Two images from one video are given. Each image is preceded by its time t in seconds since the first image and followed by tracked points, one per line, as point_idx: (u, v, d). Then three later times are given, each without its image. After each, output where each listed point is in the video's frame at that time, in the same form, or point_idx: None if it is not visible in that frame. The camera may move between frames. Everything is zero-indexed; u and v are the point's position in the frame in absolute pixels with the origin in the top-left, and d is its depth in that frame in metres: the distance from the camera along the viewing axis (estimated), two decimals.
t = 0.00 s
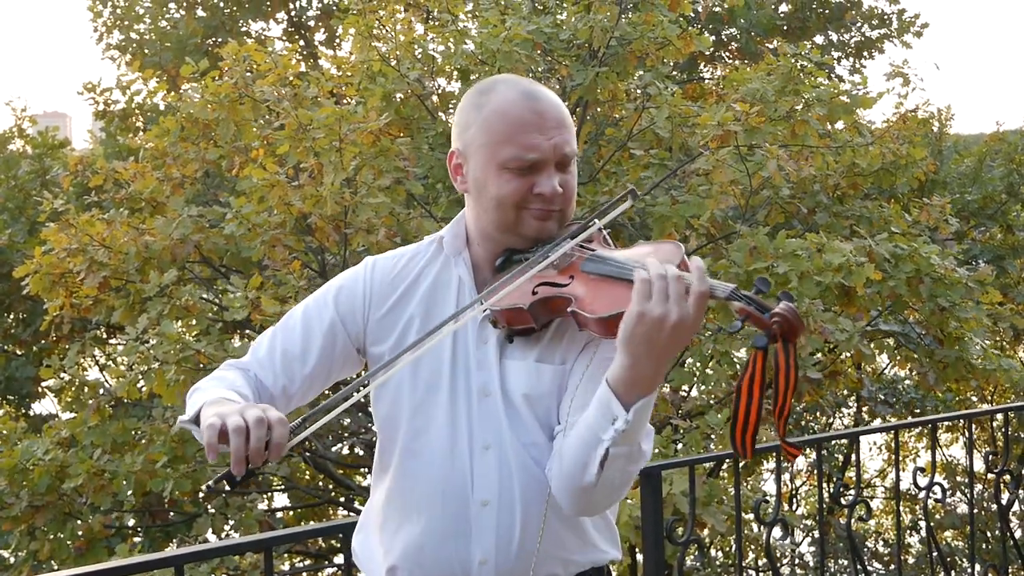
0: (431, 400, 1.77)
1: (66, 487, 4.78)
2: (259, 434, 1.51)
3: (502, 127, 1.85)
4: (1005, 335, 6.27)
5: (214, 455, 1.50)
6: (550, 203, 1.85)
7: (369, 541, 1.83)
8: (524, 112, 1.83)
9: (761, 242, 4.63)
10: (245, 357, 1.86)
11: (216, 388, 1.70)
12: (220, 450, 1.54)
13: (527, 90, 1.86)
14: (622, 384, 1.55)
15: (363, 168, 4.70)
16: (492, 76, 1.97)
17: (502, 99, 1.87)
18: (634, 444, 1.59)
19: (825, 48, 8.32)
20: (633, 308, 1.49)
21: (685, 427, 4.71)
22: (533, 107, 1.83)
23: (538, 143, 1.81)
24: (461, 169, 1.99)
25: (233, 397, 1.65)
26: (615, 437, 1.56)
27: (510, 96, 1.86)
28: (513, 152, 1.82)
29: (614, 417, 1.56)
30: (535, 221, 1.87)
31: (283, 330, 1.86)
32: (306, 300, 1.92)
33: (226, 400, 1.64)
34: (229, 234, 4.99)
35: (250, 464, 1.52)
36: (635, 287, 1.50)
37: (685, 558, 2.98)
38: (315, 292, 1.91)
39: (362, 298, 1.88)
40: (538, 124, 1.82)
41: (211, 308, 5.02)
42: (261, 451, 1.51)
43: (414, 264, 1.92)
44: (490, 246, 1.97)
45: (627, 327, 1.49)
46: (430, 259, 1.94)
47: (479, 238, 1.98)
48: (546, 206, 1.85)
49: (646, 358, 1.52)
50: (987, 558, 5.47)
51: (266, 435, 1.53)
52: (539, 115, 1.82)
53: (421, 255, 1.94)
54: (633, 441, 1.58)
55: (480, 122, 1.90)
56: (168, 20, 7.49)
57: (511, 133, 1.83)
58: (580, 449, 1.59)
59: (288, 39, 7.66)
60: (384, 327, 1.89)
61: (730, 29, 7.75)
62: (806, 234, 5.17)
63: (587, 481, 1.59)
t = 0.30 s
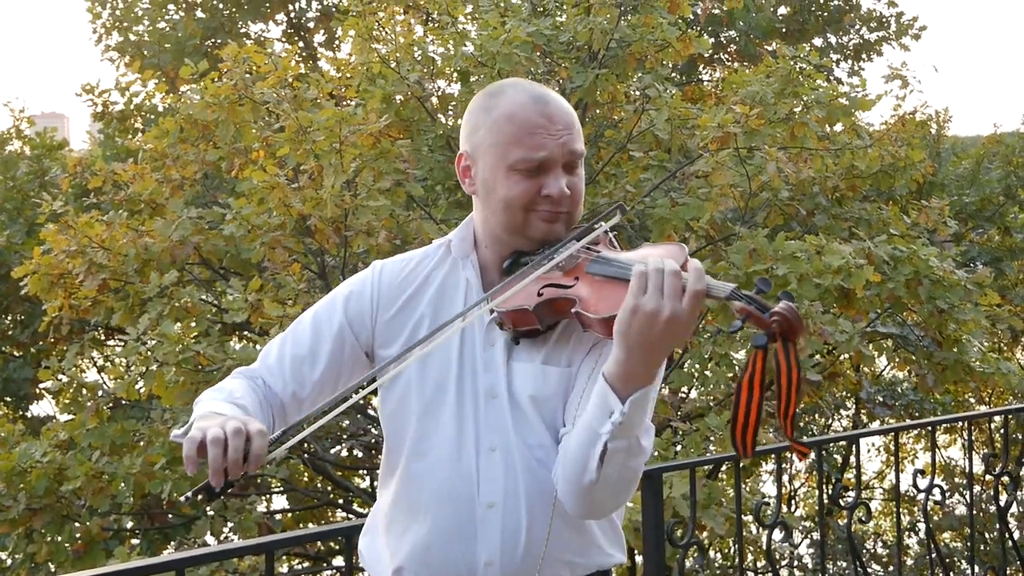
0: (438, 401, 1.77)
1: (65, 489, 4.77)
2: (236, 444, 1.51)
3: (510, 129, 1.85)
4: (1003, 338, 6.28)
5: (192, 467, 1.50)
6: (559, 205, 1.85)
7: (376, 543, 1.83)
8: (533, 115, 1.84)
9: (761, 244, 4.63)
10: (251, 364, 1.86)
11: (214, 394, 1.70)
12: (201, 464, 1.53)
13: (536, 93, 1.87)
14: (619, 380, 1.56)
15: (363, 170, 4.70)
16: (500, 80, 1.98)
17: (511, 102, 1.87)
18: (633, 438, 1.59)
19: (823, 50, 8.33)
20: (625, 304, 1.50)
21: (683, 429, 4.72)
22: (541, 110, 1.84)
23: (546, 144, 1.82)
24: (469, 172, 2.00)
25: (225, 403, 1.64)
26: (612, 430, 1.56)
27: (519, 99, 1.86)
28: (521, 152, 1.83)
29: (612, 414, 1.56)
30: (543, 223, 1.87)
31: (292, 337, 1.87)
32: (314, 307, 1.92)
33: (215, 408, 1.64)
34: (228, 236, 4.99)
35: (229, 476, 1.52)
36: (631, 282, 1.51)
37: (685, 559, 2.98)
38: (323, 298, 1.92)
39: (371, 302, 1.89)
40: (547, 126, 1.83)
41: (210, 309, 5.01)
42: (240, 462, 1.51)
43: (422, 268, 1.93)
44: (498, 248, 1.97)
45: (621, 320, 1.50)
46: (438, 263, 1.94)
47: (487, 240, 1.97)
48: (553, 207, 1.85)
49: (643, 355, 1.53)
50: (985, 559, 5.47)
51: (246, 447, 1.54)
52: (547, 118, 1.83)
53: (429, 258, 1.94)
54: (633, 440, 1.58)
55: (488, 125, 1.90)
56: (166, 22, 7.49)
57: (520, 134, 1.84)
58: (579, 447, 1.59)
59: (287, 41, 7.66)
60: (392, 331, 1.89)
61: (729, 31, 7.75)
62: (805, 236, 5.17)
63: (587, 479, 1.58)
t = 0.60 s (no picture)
0: (438, 405, 1.77)
1: (59, 493, 4.75)
2: (208, 462, 1.51)
3: (510, 134, 1.85)
4: (998, 341, 6.28)
5: (168, 488, 1.51)
6: (558, 211, 1.84)
7: (374, 545, 1.83)
8: (533, 120, 1.83)
9: (757, 248, 4.62)
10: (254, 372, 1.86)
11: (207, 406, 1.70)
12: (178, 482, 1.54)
13: (537, 98, 1.86)
14: (616, 390, 1.56)
15: (359, 173, 4.70)
16: (501, 83, 1.97)
17: (512, 106, 1.87)
18: (629, 448, 1.58)
19: (819, 54, 8.34)
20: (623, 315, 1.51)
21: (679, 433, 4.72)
22: (542, 115, 1.84)
23: (545, 150, 1.81)
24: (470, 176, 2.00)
25: (212, 418, 1.65)
26: (608, 441, 1.56)
27: (520, 104, 1.86)
28: (521, 158, 1.83)
29: (608, 424, 1.56)
30: (542, 229, 1.86)
31: (293, 343, 1.87)
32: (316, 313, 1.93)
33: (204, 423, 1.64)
34: (224, 239, 4.98)
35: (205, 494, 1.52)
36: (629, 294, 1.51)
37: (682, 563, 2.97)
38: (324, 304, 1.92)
39: (371, 306, 1.88)
40: (546, 132, 1.82)
41: (206, 312, 5.00)
42: (214, 479, 1.51)
43: (423, 271, 1.92)
44: (499, 252, 1.97)
45: (619, 333, 1.51)
46: (440, 266, 1.94)
47: (488, 244, 1.97)
48: (553, 214, 1.85)
49: (640, 365, 1.53)
50: (980, 563, 5.48)
51: (220, 464, 1.54)
52: (547, 123, 1.83)
53: (430, 261, 1.94)
54: (629, 450, 1.58)
55: (488, 129, 1.90)
56: (161, 24, 7.48)
57: (521, 139, 1.83)
58: (574, 456, 1.59)
59: (282, 44, 7.66)
60: (392, 336, 1.89)
61: (724, 35, 7.76)
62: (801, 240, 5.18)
63: (583, 487, 1.58)
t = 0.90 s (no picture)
0: (439, 405, 1.76)
1: (57, 495, 4.73)
2: (189, 475, 1.49)
3: (512, 135, 1.84)
4: (997, 340, 6.27)
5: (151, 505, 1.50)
6: (560, 214, 1.83)
7: (375, 545, 1.82)
8: (535, 121, 1.82)
9: (755, 248, 4.59)
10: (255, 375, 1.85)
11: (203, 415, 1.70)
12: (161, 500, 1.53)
13: (539, 98, 1.85)
14: (618, 404, 1.54)
15: (355, 174, 4.68)
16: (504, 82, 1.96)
17: (514, 106, 1.85)
18: (631, 460, 1.57)
19: (816, 53, 8.34)
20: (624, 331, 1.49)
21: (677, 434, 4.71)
22: (544, 116, 1.82)
23: (548, 152, 1.80)
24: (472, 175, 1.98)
25: (204, 429, 1.64)
26: (611, 454, 1.54)
27: (522, 104, 1.85)
28: (523, 159, 1.81)
29: (611, 437, 1.55)
30: (544, 232, 1.85)
31: (294, 345, 1.86)
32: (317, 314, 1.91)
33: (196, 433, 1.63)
34: (221, 240, 4.96)
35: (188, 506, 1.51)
36: (630, 310, 1.50)
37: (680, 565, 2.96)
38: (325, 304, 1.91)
39: (372, 306, 1.87)
40: (549, 133, 1.81)
41: (203, 312, 4.99)
42: (194, 493, 1.50)
43: (424, 269, 1.91)
44: (501, 252, 1.96)
45: (620, 347, 1.49)
46: (441, 265, 1.92)
47: (490, 244, 1.96)
48: (555, 216, 1.83)
49: (643, 381, 1.51)
50: (979, 562, 5.47)
51: (201, 478, 1.52)
52: (550, 124, 1.81)
53: (431, 260, 1.92)
54: (630, 460, 1.57)
55: (490, 128, 1.89)
56: (156, 25, 7.46)
57: (523, 140, 1.82)
58: (576, 467, 1.58)
59: (277, 45, 7.65)
60: (394, 336, 1.88)
61: (721, 34, 7.75)
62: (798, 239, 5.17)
63: (586, 495, 1.57)
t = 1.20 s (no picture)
0: (445, 399, 1.76)
1: (65, 490, 4.74)
2: (185, 485, 1.50)
3: (518, 127, 1.83)
4: (1004, 335, 6.25)
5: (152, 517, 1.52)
6: (565, 208, 1.83)
7: (381, 538, 1.82)
8: (541, 114, 1.82)
9: (761, 241, 4.62)
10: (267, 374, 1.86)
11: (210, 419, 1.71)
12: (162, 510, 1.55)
13: (545, 91, 1.84)
14: (617, 397, 1.54)
15: (361, 169, 4.68)
16: (510, 75, 1.95)
17: (520, 99, 1.85)
18: (631, 454, 1.57)
19: (821, 47, 8.31)
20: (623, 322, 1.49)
21: (683, 428, 4.71)
22: (550, 109, 1.82)
23: (553, 145, 1.80)
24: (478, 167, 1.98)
25: (207, 437, 1.65)
26: (610, 448, 1.54)
27: (528, 96, 1.84)
28: (528, 152, 1.81)
29: (609, 431, 1.55)
30: (549, 225, 1.85)
31: (302, 342, 1.87)
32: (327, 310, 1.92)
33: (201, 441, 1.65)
34: (227, 235, 4.97)
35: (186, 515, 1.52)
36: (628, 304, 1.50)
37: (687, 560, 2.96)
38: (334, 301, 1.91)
39: (379, 301, 1.87)
40: (554, 126, 1.80)
41: (209, 308, 5.00)
42: (190, 502, 1.51)
43: (431, 263, 1.91)
44: (507, 245, 1.95)
45: (619, 339, 1.49)
46: (448, 258, 1.92)
47: (495, 236, 1.95)
48: (560, 209, 1.83)
49: (641, 376, 1.51)
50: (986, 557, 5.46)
51: (198, 487, 1.53)
52: (555, 117, 1.81)
53: (438, 253, 1.92)
54: (630, 455, 1.56)
55: (496, 121, 1.88)
56: (161, 21, 7.47)
57: (528, 133, 1.82)
58: (577, 461, 1.58)
59: (282, 40, 7.65)
60: (401, 331, 1.87)
61: (727, 28, 7.74)
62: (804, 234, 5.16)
63: (587, 491, 1.57)
